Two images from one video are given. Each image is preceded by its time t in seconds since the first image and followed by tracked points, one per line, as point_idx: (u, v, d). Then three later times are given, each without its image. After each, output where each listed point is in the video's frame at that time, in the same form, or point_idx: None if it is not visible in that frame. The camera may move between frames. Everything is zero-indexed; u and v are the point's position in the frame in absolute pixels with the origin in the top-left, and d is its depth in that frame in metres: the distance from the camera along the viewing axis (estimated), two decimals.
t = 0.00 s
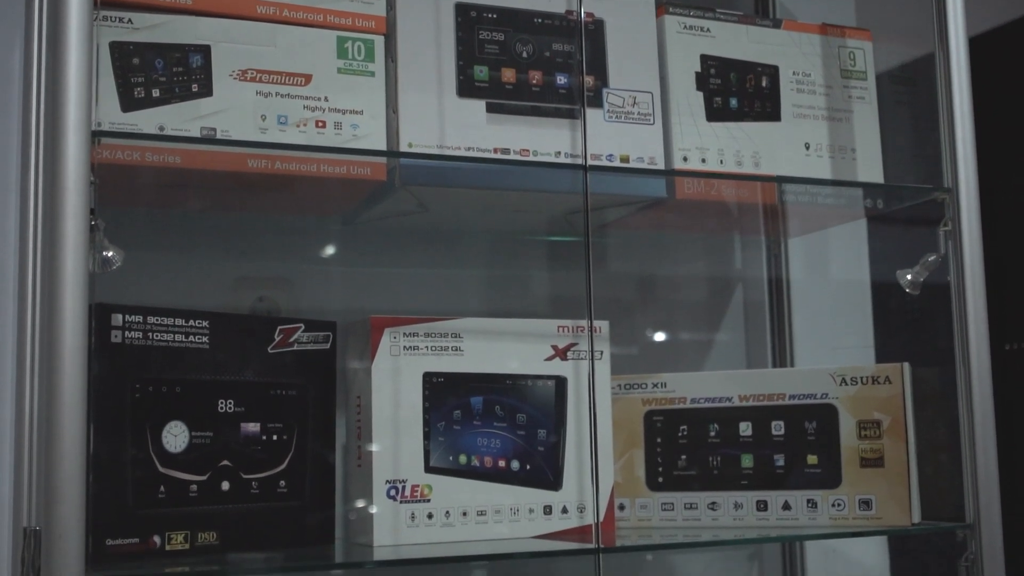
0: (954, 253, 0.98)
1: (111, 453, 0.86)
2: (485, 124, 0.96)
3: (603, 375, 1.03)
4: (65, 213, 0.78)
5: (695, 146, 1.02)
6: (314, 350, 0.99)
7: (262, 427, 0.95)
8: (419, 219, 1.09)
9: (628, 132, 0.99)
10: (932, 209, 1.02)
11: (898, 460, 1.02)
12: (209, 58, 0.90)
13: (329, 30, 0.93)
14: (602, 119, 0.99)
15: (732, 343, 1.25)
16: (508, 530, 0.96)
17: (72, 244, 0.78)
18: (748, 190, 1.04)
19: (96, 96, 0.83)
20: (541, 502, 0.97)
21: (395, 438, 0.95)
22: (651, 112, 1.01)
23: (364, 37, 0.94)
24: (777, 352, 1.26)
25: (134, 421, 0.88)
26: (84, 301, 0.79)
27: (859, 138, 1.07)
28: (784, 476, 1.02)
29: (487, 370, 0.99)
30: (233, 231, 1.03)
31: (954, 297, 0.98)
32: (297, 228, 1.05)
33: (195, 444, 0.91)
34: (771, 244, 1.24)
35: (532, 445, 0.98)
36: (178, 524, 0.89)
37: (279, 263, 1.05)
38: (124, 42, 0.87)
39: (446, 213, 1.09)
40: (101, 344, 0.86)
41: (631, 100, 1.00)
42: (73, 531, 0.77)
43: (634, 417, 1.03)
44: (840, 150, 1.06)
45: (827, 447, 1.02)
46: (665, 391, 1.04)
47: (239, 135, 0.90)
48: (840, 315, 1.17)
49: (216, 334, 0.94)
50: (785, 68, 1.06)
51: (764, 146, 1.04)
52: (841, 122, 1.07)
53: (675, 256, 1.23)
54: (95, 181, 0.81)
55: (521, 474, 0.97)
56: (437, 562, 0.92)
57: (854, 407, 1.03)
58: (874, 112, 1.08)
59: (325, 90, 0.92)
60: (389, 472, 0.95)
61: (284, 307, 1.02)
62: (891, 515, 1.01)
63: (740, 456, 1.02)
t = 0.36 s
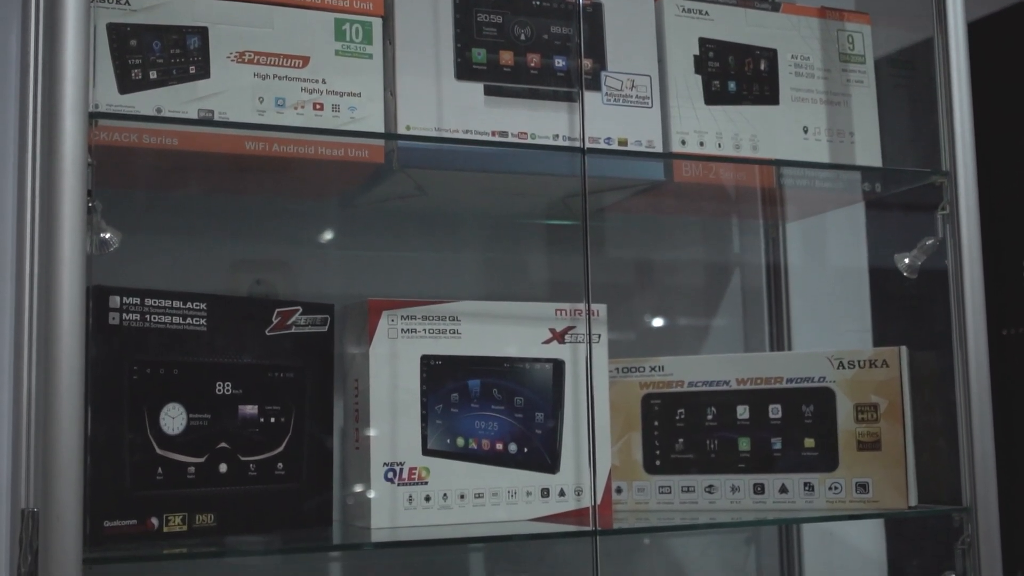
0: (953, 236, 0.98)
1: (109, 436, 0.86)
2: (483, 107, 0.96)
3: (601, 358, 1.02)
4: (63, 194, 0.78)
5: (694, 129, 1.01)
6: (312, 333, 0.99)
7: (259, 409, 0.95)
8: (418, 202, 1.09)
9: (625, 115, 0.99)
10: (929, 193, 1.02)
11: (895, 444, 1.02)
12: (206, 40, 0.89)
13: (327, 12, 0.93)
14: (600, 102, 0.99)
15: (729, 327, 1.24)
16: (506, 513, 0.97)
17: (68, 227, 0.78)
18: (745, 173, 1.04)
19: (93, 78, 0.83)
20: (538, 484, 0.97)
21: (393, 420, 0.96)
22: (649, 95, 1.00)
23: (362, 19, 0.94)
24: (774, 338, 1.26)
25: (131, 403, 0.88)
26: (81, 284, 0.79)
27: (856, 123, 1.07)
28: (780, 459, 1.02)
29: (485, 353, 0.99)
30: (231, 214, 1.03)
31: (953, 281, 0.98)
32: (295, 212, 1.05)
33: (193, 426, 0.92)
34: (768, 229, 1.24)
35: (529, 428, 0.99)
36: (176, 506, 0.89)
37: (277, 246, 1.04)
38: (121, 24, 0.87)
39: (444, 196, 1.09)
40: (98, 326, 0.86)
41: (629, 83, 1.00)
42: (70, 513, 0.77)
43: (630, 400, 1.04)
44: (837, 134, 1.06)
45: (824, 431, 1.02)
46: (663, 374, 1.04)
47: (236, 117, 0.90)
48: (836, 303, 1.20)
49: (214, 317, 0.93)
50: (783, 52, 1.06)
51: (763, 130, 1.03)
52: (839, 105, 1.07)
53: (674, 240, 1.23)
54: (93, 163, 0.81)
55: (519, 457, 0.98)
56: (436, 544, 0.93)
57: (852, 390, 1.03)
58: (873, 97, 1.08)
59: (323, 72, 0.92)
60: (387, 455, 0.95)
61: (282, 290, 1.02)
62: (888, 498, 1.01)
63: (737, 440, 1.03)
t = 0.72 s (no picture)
0: (949, 220, 0.99)
1: (106, 418, 0.86)
2: (481, 90, 0.96)
3: (600, 342, 1.02)
4: (60, 176, 0.78)
5: (691, 113, 1.01)
6: (310, 316, 0.98)
7: (256, 392, 0.95)
8: (415, 185, 1.09)
9: (623, 98, 0.99)
10: (927, 177, 1.02)
11: (891, 428, 1.02)
12: (203, 22, 0.89)
13: None
14: (600, 85, 0.99)
15: (726, 315, 1.24)
16: (503, 496, 0.97)
17: (66, 208, 0.78)
18: (743, 158, 1.04)
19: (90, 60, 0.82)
20: (535, 468, 0.97)
21: (390, 404, 0.95)
22: (648, 78, 1.00)
23: (359, 1, 0.94)
24: (772, 324, 1.26)
25: (129, 385, 0.88)
26: (78, 266, 0.79)
27: (855, 107, 1.06)
28: (777, 443, 1.02)
29: (483, 336, 0.99)
30: (228, 197, 1.03)
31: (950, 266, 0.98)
32: (292, 195, 1.05)
33: (191, 408, 0.92)
34: (767, 212, 1.24)
35: (526, 411, 0.99)
36: (174, 488, 0.89)
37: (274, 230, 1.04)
38: (117, 5, 0.86)
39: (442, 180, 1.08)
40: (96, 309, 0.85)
41: (627, 66, 1.00)
42: (67, 493, 0.77)
43: (628, 384, 1.04)
44: (835, 117, 1.05)
45: (821, 414, 1.03)
46: (660, 357, 1.04)
47: (234, 99, 0.89)
48: (835, 286, 1.18)
49: (212, 300, 0.93)
50: (782, 35, 1.05)
51: (761, 113, 1.03)
52: (838, 89, 1.06)
53: (670, 225, 1.23)
54: (90, 145, 0.81)
55: (516, 441, 0.98)
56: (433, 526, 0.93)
57: (849, 374, 1.03)
58: (871, 81, 1.06)
59: (320, 54, 0.92)
60: (385, 438, 0.95)
61: (279, 274, 1.02)
62: (886, 482, 1.01)
63: (734, 423, 1.03)
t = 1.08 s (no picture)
0: (948, 204, 0.98)
1: (103, 401, 0.86)
2: (479, 72, 0.96)
3: (598, 326, 1.02)
4: (57, 158, 0.78)
5: (689, 96, 1.01)
6: (307, 299, 0.99)
7: (254, 374, 0.95)
8: (413, 169, 1.09)
9: (621, 81, 0.99)
10: (925, 160, 1.02)
11: (888, 412, 1.02)
12: (201, 4, 0.89)
13: None
14: (596, 69, 0.98)
15: (724, 301, 1.24)
16: (500, 479, 0.97)
17: (63, 191, 0.78)
18: (741, 142, 1.04)
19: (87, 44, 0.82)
20: (534, 451, 0.97)
21: (387, 388, 0.95)
22: (646, 62, 1.00)
23: None
24: (770, 310, 1.26)
25: (126, 368, 0.88)
26: (75, 249, 0.79)
27: (853, 90, 1.06)
28: (775, 427, 1.02)
29: (480, 319, 0.99)
30: (225, 181, 1.02)
31: (948, 250, 0.98)
32: (290, 179, 1.05)
33: (188, 391, 0.92)
34: (765, 194, 1.24)
35: (524, 394, 0.99)
36: (171, 470, 0.89)
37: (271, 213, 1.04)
38: None
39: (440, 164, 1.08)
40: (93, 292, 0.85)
41: (626, 49, 0.99)
42: (65, 474, 0.77)
43: (626, 367, 1.04)
44: (834, 101, 1.05)
45: (819, 398, 1.03)
46: (658, 341, 1.04)
47: (231, 80, 0.89)
48: (829, 271, 1.21)
49: (209, 282, 0.93)
50: (780, 18, 1.05)
51: (759, 97, 1.03)
52: (835, 73, 1.06)
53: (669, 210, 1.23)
54: (86, 127, 0.81)
55: (513, 424, 0.98)
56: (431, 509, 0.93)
57: (847, 357, 1.03)
58: (869, 64, 1.06)
59: (318, 37, 0.92)
60: (382, 421, 0.95)
61: (276, 257, 1.02)
62: (883, 466, 1.01)
63: (731, 407, 1.03)
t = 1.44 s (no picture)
0: (946, 188, 0.99)
1: (101, 383, 0.86)
2: (477, 55, 0.96)
3: (596, 310, 1.02)
4: (53, 139, 0.78)
5: (688, 80, 1.01)
6: (306, 282, 0.98)
7: (252, 357, 0.95)
8: (411, 153, 1.09)
9: (619, 65, 0.99)
10: (923, 145, 1.02)
11: (885, 395, 1.02)
12: None
13: None
14: (594, 52, 0.98)
15: (722, 287, 1.24)
16: (498, 463, 0.97)
17: (61, 172, 0.78)
18: (740, 124, 1.04)
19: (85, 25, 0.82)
20: (532, 434, 0.97)
21: (386, 371, 0.96)
22: (644, 45, 1.00)
23: None
24: (768, 296, 1.26)
25: (124, 351, 0.88)
26: (74, 231, 0.78)
27: (852, 73, 1.06)
28: (772, 411, 1.03)
29: (479, 303, 0.99)
30: (223, 164, 1.02)
31: (947, 234, 0.98)
32: (287, 162, 1.05)
33: (187, 373, 0.92)
34: (763, 179, 1.24)
35: (522, 377, 0.99)
36: (169, 453, 0.89)
37: (269, 197, 1.04)
38: None
39: (438, 148, 1.08)
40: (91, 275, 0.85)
41: (623, 33, 0.99)
42: (63, 457, 0.77)
43: (624, 351, 1.04)
44: (833, 85, 1.05)
45: (817, 381, 1.03)
46: (656, 326, 1.04)
47: (228, 62, 0.89)
48: (828, 257, 1.20)
49: (207, 266, 0.93)
50: (778, 2, 1.05)
51: (759, 80, 1.03)
52: (834, 57, 1.06)
53: (667, 195, 1.23)
54: (83, 109, 0.81)
55: (512, 407, 0.98)
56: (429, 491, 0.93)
57: (845, 341, 1.03)
58: (868, 47, 1.06)
59: (316, 19, 0.92)
60: (380, 405, 0.95)
61: (274, 240, 1.02)
62: (880, 449, 1.02)
63: (729, 390, 1.03)
